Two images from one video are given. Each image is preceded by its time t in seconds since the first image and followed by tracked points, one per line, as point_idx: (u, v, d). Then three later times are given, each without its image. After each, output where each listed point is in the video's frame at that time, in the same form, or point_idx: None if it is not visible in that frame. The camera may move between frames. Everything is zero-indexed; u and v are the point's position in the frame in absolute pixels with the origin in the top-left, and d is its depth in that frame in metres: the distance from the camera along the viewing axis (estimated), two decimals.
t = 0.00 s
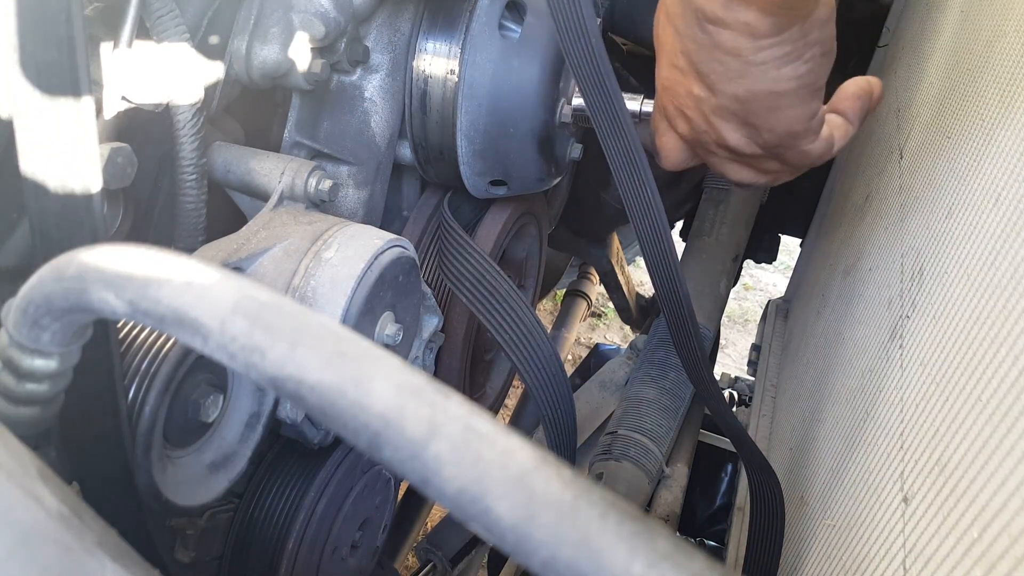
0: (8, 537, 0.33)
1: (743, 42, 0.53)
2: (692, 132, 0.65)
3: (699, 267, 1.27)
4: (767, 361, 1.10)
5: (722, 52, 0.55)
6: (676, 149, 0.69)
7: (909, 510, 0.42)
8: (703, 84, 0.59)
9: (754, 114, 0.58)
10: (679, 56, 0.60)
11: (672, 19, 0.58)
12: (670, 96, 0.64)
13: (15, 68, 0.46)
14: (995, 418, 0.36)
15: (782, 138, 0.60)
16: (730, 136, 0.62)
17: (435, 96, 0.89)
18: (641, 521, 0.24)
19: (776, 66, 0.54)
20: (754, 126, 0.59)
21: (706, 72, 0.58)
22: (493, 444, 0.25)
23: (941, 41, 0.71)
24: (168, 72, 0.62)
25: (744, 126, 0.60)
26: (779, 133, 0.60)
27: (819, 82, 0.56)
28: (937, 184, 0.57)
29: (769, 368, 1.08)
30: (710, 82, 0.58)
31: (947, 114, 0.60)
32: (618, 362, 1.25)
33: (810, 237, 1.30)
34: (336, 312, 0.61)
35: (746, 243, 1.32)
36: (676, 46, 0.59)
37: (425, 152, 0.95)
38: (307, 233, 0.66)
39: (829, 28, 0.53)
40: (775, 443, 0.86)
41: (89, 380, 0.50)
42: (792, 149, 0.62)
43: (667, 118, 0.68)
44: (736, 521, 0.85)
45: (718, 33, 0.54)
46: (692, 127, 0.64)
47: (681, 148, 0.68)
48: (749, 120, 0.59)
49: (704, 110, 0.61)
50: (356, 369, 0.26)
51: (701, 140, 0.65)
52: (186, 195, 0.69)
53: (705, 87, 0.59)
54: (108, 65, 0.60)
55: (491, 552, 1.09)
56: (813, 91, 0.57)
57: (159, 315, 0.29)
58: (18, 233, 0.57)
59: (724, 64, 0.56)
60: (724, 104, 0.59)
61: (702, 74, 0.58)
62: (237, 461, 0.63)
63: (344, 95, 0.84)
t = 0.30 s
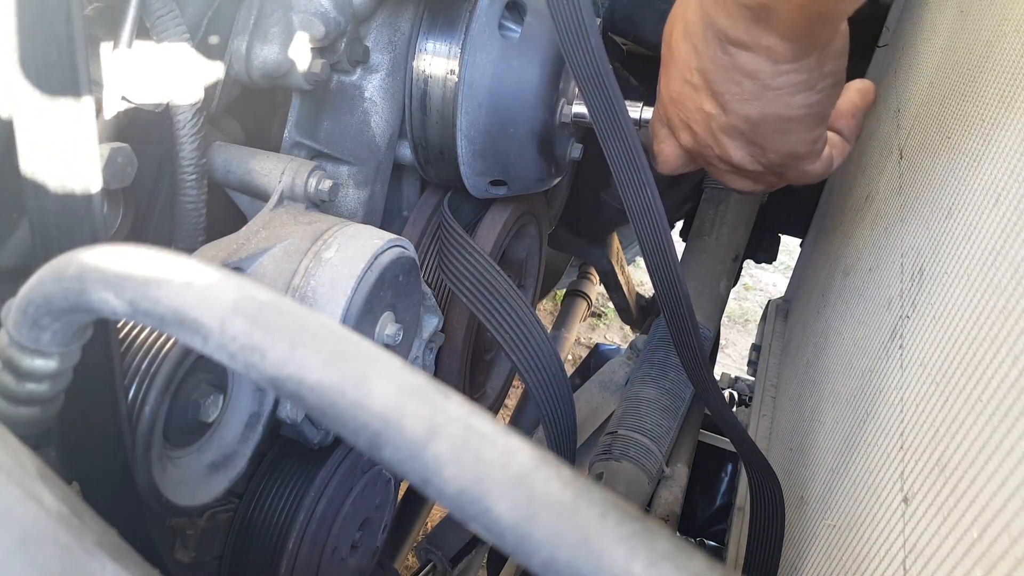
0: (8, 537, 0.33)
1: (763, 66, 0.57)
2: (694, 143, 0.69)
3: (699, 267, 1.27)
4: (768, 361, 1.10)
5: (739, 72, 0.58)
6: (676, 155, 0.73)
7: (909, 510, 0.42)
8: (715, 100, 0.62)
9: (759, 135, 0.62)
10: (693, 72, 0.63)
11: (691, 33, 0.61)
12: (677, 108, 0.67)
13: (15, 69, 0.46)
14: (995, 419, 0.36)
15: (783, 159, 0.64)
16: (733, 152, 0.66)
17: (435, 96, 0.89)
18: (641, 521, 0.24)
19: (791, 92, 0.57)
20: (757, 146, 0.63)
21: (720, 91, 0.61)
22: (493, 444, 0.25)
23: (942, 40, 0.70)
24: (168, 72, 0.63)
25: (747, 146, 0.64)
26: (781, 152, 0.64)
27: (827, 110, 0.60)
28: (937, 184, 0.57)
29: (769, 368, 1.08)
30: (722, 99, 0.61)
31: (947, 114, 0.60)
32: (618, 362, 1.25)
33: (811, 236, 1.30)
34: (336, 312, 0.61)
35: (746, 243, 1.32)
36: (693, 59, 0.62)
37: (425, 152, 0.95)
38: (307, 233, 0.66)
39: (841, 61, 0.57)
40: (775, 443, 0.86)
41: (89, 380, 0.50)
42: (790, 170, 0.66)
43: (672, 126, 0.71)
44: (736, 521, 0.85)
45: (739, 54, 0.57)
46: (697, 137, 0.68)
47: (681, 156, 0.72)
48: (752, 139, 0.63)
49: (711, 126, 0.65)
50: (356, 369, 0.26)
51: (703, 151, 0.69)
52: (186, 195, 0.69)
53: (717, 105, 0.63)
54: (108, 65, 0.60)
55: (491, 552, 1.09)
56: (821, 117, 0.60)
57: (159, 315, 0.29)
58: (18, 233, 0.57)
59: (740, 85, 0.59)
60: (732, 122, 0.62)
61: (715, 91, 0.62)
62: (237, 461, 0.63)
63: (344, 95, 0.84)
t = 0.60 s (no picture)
0: (8, 537, 0.33)
1: (777, 67, 0.61)
2: (699, 142, 0.73)
3: (699, 267, 1.27)
4: (767, 361, 1.10)
5: (751, 74, 0.62)
6: (676, 154, 0.78)
7: (908, 510, 0.42)
8: (724, 101, 0.66)
9: (765, 137, 0.66)
10: (704, 72, 0.66)
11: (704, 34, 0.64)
12: (684, 107, 0.71)
13: (15, 68, 0.46)
14: (994, 419, 0.36)
15: (786, 161, 0.69)
16: (737, 154, 0.69)
17: (435, 96, 0.89)
18: (642, 521, 0.24)
19: (802, 93, 0.62)
20: (763, 148, 0.67)
21: (730, 92, 0.64)
22: (493, 444, 0.25)
23: (942, 40, 0.70)
24: (168, 72, 0.63)
25: (753, 148, 0.68)
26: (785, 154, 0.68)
27: (832, 113, 0.65)
28: (936, 184, 0.57)
29: (769, 368, 1.08)
30: (732, 100, 0.65)
31: (946, 113, 0.60)
32: (618, 362, 1.25)
33: (810, 237, 1.30)
34: (336, 312, 0.61)
35: (746, 243, 1.32)
36: (705, 59, 0.65)
37: (425, 152, 0.95)
38: (307, 233, 0.66)
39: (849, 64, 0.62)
40: (775, 444, 0.86)
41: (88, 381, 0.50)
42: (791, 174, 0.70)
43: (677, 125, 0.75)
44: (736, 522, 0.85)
45: (753, 55, 0.61)
46: (703, 137, 0.72)
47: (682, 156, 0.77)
48: (758, 141, 0.67)
49: (717, 127, 0.68)
50: (357, 369, 0.26)
51: (707, 151, 0.73)
52: (186, 195, 0.69)
53: (724, 106, 0.66)
54: (108, 65, 0.60)
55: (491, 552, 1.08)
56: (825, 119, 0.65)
57: (159, 315, 0.29)
58: (18, 233, 0.57)
59: (752, 86, 0.62)
60: (739, 124, 0.66)
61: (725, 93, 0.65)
62: (237, 461, 0.63)
63: (344, 95, 0.84)
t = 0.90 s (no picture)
0: (8, 537, 0.33)
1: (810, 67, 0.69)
2: (718, 142, 0.82)
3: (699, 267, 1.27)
4: (768, 362, 1.10)
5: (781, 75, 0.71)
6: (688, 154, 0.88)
7: (910, 511, 0.42)
8: (751, 101, 0.75)
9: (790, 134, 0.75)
10: (729, 73, 0.75)
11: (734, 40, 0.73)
12: (705, 108, 0.80)
13: (15, 68, 0.46)
14: (996, 419, 0.36)
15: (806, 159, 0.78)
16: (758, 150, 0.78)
17: (435, 96, 0.89)
18: (642, 521, 0.24)
19: (831, 90, 0.71)
20: (785, 147, 0.76)
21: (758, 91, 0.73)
22: (493, 444, 0.25)
23: (942, 41, 0.71)
24: (169, 72, 0.63)
25: (774, 146, 0.77)
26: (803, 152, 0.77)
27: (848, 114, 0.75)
28: (938, 185, 0.57)
29: (769, 368, 1.08)
30: (760, 100, 0.74)
31: (948, 114, 0.60)
32: (618, 362, 1.25)
33: (810, 237, 1.30)
34: (336, 312, 0.61)
35: (746, 243, 1.32)
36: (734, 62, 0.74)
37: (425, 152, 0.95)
38: (307, 233, 0.66)
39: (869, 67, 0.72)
40: (775, 444, 0.86)
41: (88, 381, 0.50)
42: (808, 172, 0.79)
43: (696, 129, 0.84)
44: (736, 522, 0.85)
45: (788, 54, 0.69)
46: (724, 135, 0.80)
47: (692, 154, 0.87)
48: (781, 138, 0.76)
49: (741, 125, 0.77)
50: (357, 369, 0.26)
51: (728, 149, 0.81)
52: (186, 196, 0.69)
53: (750, 106, 0.75)
54: (108, 65, 0.60)
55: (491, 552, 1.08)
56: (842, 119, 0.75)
57: (160, 315, 0.29)
58: (18, 233, 0.57)
59: (784, 84, 0.71)
60: (766, 122, 0.75)
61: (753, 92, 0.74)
62: (237, 461, 0.63)
63: (344, 95, 0.84)
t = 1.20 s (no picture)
0: (8, 537, 0.33)
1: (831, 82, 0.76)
2: (720, 159, 0.92)
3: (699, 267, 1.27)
4: (767, 362, 1.10)
5: (796, 92, 0.79)
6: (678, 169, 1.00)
7: (910, 510, 0.42)
8: (761, 117, 0.84)
9: (794, 155, 0.83)
10: (741, 89, 0.84)
11: (753, 56, 0.82)
12: (713, 122, 0.91)
13: (15, 68, 0.46)
14: (997, 418, 0.36)
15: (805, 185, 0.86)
16: (760, 168, 0.87)
17: (435, 96, 0.89)
18: (642, 521, 0.24)
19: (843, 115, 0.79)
20: (788, 168, 0.85)
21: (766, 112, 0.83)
22: (493, 444, 0.25)
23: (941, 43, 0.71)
24: (169, 72, 0.63)
25: (777, 167, 0.86)
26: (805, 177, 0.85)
27: (857, 141, 0.82)
28: (937, 185, 0.57)
29: (769, 368, 1.08)
30: (770, 117, 0.83)
31: (947, 115, 0.60)
32: (618, 362, 1.25)
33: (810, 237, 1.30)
34: (336, 312, 0.61)
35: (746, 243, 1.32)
36: (749, 78, 0.83)
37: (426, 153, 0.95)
38: (307, 233, 0.67)
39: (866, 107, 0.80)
40: (775, 444, 0.86)
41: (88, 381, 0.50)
42: (807, 199, 0.87)
43: (698, 145, 0.95)
44: (736, 522, 0.84)
45: (805, 72, 0.77)
46: (728, 151, 0.90)
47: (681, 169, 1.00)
48: (782, 158, 0.85)
49: (747, 141, 0.87)
50: (356, 369, 0.26)
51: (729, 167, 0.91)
52: (186, 196, 0.69)
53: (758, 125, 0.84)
54: (108, 65, 0.60)
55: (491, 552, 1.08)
56: (850, 145, 0.83)
57: (160, 315, 0.29)
58: (18, 233, 0.57)
59: (799, 102, 0.79)
60: (773, 139, 0.84)
61: (764, 109, 0.83)
62: (237, 461, 0.63)
63: (344, 95, 0.84)
